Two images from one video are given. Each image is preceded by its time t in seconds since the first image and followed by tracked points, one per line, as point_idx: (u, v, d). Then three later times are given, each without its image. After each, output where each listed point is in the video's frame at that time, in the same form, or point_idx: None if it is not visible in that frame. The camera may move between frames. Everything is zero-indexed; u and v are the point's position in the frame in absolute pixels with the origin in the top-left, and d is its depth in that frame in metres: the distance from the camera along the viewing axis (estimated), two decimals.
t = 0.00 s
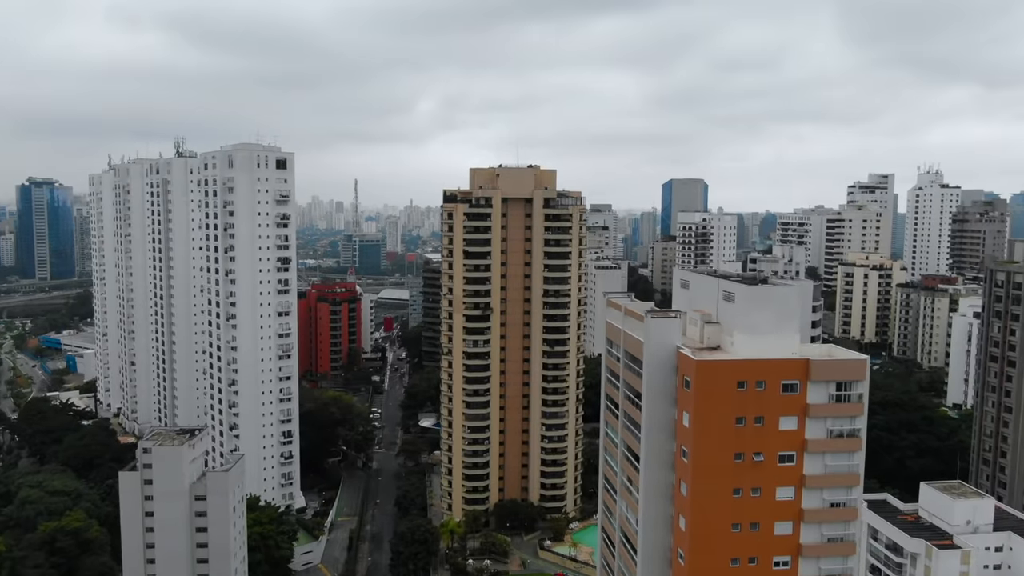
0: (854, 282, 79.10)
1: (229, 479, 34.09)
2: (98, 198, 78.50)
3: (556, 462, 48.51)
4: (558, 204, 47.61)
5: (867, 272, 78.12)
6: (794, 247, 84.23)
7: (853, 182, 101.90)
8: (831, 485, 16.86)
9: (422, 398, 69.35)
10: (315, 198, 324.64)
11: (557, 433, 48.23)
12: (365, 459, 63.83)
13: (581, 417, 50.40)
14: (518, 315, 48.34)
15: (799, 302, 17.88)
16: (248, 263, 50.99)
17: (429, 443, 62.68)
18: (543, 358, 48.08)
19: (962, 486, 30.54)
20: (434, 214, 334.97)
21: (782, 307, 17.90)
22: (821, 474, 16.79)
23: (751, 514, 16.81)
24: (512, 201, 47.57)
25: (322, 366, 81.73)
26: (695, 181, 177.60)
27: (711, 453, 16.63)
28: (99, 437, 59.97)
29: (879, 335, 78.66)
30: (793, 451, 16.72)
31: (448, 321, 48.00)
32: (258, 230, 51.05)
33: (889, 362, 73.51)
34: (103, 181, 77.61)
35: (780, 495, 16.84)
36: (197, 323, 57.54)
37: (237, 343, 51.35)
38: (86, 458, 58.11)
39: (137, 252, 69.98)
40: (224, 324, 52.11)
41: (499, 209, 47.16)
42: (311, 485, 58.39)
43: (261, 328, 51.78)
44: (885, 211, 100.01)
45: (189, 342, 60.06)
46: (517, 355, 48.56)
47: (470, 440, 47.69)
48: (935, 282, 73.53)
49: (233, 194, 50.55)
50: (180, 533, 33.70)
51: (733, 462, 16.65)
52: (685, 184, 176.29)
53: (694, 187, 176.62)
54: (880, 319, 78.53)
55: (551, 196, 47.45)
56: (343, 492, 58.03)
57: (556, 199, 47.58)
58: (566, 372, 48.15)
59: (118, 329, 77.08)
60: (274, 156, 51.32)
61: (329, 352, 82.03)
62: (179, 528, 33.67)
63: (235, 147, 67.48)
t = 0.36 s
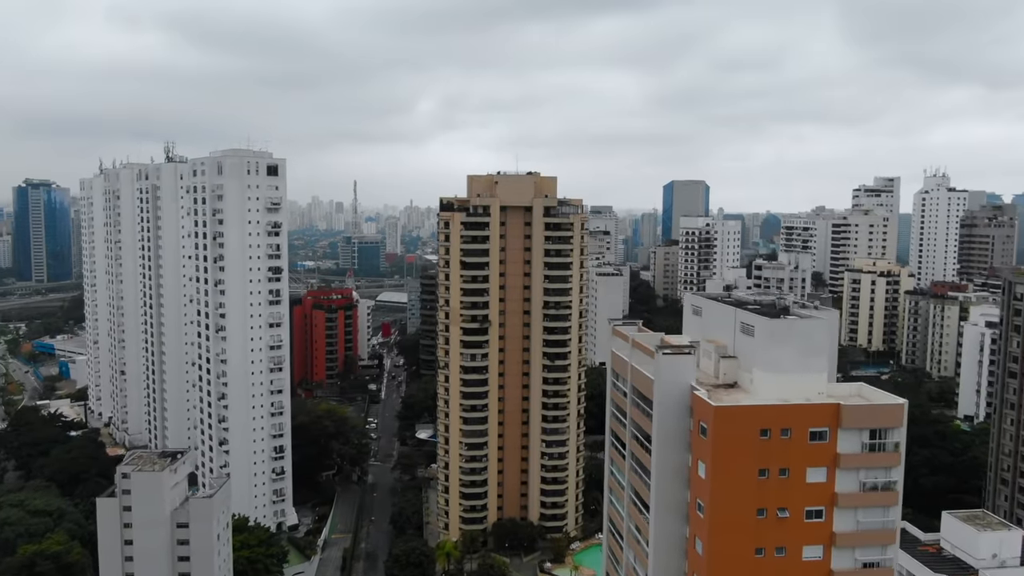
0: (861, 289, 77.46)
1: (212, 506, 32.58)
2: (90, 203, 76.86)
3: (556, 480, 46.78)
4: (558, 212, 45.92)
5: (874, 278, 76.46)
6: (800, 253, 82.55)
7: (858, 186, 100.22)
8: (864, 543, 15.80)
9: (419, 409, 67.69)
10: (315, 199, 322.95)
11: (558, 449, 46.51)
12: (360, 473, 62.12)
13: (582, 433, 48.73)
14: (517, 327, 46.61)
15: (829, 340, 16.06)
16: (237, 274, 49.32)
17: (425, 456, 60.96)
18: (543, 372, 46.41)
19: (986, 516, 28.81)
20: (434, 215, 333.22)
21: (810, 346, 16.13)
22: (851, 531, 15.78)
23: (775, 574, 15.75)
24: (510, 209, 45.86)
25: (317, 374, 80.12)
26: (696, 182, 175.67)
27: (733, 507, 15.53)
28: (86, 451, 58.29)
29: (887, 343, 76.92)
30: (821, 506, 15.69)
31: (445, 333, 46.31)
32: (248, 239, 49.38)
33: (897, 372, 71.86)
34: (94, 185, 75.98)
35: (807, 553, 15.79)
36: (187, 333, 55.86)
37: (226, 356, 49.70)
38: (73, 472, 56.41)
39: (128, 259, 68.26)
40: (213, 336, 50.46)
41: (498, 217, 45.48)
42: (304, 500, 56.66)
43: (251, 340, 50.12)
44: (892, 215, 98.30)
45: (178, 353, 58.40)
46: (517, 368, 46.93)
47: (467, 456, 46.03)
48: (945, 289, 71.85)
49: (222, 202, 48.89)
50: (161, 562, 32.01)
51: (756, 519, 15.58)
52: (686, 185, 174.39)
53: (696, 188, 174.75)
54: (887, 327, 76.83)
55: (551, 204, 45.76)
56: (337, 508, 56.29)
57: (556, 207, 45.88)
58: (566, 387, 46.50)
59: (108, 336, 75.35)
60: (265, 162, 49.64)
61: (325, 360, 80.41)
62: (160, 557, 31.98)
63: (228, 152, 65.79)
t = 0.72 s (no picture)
0: (867, 296, 75.78)
1: (194, 533, 31.17)
2: (81, 207, 75.25)
3: (556, 498, 45.19)
4: (559, 221, 44.38)
5: (881, 285, 74.91)
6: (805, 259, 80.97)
7: (863, 190, 98.57)
8: None
9: (416, 419, 66.12)
10: (314, 199, 321.11)
11: (559, 466, 44.93)
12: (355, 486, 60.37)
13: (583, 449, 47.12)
14: (517, 339, 45.01)
15: (860, 376, 15.95)
16: (228, 284, 47.74)
17: (422, 468, 59.33)
18: (543, 386, 44.86)
19: (1010, 548, 27.27)
20: (434, 217, 331.43)
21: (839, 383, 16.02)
22: None
23: None
24: (510, 218, 44.31)
25: (313, 383, 78.57)
26: (699, 184, 173.56)
27: (761, 566, 15.40)
28: (73, 464, 56.70)
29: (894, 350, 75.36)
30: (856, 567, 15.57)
31: (442, 346, 44.72)
32: (239, 248, 47.79)
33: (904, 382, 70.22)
34: (85, 190, 74.37)
35: None
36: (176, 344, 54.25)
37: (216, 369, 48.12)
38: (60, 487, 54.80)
39: (118, 265, 66.66)
40: (203, 348, 48.91)
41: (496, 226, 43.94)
42: (297, 515, 55.03)
43: (242, 353, 48.53)
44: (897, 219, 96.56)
45: (169, 364, 56.85)
46: (516, 382, 45.36)
47: (464, 474, 44.44)
48: (953, 296, 70.29)
49: (212, 209, 47.33)
50: None
51: None
52: (688, 187, 172.43)
53: (698, 190, 172.81)
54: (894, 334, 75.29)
55: (552, 213, 44.21)
56: (332, 522, 54.71)
57: (556, 216, 44.34)
58: (567, 401, 44.97)
59: (99, 344, 73.71)
60: (256, 168, 48.07)
61: (320, 368, 78.89)
62: None
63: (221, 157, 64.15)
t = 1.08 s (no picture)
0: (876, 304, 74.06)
1: (173, 566, 29.88)
2: (71, 213, 73.55)
3: (557, 518, 43.29)
4: (559, 231, 42.67)
5: (889, 292, 72.99)
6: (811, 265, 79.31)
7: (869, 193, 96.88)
8: None
9: (413, 430, 64.39)
10: (314, 201, 319.44)
11: (560, 485, 43.05)
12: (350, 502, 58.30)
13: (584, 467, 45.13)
14: (515, 354, 43.21)
15: (897, 433, 17.38)
16: (215, 296, 46.09)
17: (418, 483, 57.62)
18: (543, 403, 43.06)
19: None
20: (434, 219, 329.61)
21: (882, 438, 17.37)
22: None
23: None
24: (508, 228, 42.61)
25: (308, 393, 76.89)
26: (699, 186, 171.76)
27: None
28: (58, 481, 55.04)
29: (902, 359, 73.64)
30: None
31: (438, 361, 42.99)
32: (227, 258, 46.13)
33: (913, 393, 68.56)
34: (74, 196, 72.76)
35: None
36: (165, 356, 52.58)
37: (204, 383, 46.44)
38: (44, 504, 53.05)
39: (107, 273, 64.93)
40: (191, 362, 47.21)
41: (494, 237, 42.26)
42: (289, 532, 53.30)
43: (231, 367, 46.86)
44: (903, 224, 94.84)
45: (157, 376, 55.21)
46: (515, 398, 43.54)
47: (460, 493, 42.64)
48: (964, 305, 68.57)
49: (200, 219, 45.69)
50: None
51: None
52: (689, 189, 171.03)
53: (699, 192, 171.16)
54: (903, 343, 73.57)
55: (552, 223, 42.52)
56: (325, 540, 52.91)
57: (557, 226, 42.65)
58: (568, 418, 43.12)
59: (89, 353, 71.98)
60: (246, 176, 46.40)
61: (316, 376, 77.17)
62: None
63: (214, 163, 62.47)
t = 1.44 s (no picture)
0: (883, 313, 72.52)
1: None
2: (60, 219, 71.89)
3: (558, 540, 41.49)
4: (559, 242, 40.93)
5: (897, 300, 71.52)
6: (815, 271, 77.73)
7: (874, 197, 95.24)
8: None
9: (409, 443, 62.70)
10: (313, 202, 317.78)
11: (561, 506, 41.28)
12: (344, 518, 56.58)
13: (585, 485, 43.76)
14: (514, 370, 41.45)
15: (950, 504, 16.43)
16: (203, 308, 44.41)
17: (415, 499, 55.85)
18: (543, 421, 41.32)
19: None
20: (433, 220, 327.97)
21: (933, 509, 16.42)
22: None
23: None
24: (506, 239, 40.88)
25: (304, 403, 75.23)
26: (700, 188, 170.12)
27: None
28: (42, 497, 53.33)
29: (910, 367, 72.02)
30: None
31: (433, 378, 41.22)
32: (215, 269, 44.48)
33: (924, 404, 67.02)
34: (63, 201, 71.12)
35: None
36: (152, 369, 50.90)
37: (191, 399, 44.75)
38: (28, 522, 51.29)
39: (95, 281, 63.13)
40: (177, 377, 45.47)
41: (492, 248, 40.55)
42: (280, 551, 51.54)
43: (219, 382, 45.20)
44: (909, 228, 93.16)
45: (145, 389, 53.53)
46: (513, 417, 41.73)
47: (457, 515, 40.75)
48: (974, 313, 66.87)
49: (186, 228, 44.06)
50: None
51: None
52: (690, 191, 169.47)
53: (700, 194, 169.60)
54: (910, 352, 71.95)
55: (552, 233, 40.80)
56: (317, 559, 51.13)
57: (556, 236, 40.91)
58: (569, 437, 41.40)
59: (78, 362, 70.25)
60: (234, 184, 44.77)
61: (311, 388, 75.36)
62: None
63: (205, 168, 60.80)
